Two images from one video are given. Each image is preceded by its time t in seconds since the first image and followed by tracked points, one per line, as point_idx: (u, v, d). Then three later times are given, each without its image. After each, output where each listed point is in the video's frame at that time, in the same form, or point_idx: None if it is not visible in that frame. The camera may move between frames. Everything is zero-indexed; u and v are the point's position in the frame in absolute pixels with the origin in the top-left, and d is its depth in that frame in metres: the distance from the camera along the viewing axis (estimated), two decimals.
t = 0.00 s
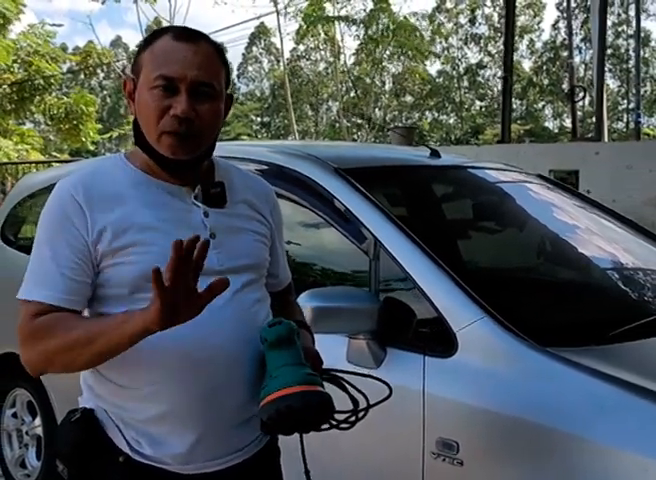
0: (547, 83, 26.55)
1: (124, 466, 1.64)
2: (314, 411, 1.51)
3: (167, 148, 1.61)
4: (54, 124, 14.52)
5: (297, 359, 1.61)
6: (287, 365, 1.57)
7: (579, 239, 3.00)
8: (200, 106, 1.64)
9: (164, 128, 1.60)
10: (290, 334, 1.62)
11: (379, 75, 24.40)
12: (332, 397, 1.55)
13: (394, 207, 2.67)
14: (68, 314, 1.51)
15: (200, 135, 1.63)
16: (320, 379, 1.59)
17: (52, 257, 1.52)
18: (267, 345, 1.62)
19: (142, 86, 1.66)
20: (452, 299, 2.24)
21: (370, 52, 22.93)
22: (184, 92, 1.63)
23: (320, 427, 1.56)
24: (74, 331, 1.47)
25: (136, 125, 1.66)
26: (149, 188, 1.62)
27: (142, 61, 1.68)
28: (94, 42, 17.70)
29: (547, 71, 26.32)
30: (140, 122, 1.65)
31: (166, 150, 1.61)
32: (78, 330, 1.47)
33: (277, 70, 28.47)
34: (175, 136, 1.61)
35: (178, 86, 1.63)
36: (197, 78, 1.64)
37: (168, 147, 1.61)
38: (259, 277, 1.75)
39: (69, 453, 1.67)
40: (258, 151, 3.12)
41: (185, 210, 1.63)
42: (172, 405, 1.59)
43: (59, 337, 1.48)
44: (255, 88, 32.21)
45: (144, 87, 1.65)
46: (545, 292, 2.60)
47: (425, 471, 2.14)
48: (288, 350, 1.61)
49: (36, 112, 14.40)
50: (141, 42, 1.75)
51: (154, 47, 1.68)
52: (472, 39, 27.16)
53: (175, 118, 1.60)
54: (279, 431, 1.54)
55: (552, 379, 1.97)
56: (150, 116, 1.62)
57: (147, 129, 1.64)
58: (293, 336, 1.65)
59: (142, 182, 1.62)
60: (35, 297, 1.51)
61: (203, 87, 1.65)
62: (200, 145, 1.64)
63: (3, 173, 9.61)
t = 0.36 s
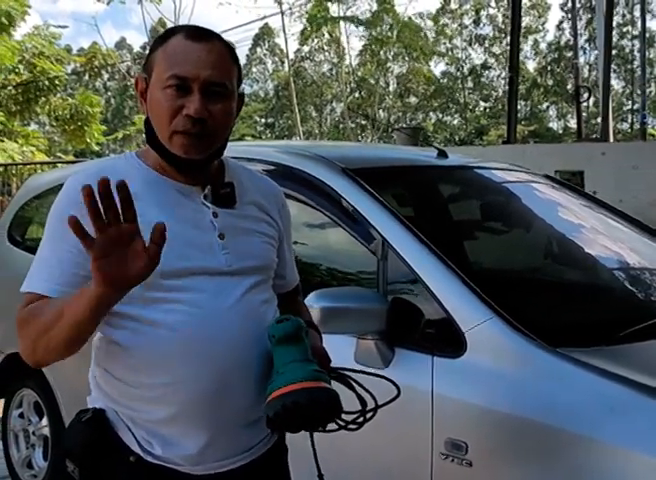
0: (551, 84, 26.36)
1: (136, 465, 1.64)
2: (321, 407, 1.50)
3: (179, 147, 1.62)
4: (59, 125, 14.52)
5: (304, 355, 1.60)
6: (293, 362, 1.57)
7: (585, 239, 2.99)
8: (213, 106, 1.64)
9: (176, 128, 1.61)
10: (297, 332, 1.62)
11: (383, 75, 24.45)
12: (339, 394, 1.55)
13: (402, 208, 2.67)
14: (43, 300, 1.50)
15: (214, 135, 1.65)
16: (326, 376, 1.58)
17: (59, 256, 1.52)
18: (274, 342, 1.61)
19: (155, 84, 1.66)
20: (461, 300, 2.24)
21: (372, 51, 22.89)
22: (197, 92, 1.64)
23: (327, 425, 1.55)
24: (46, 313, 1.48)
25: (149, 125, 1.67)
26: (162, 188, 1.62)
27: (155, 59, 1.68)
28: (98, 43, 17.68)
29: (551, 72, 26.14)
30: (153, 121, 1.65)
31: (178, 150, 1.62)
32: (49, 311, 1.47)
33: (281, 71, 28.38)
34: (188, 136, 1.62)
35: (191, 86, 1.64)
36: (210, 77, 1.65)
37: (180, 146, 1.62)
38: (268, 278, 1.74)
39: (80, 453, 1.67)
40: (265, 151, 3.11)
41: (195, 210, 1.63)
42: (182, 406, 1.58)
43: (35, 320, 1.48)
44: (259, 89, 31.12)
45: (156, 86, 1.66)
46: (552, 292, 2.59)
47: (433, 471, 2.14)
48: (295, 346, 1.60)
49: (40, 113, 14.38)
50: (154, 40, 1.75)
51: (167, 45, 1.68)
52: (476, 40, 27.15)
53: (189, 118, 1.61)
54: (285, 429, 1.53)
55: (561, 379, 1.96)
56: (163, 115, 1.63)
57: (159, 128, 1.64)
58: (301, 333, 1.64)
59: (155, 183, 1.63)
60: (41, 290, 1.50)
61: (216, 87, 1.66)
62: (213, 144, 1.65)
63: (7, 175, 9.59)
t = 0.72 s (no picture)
0: (563, 84, 26.12)
1: (146, 463, 1.65)
2: (330, 405, 1.50)
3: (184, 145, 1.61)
4: (71, 125, 14.58)
5: (316, 354, 1.60)
6: (305, 360, 1.57)
7: (597, 238, 2.98)
8: (214, 102, 1.63)
9: (180, 125, 1.60)
10: (309, 330, 1.61)
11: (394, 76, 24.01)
12: (349, 393, 1.54)
13: (415, 207, 2.67)
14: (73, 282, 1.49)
15: (217, 132, 1.63)
16: (337, 375, 1.58)
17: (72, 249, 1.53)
18: (285, 340, 1.61)
19: (157, 85, 1.66)
20: (474, 300, 2.24)
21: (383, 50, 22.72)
22: (197, 89, 1.63)
23: (337, 423, 1.55)
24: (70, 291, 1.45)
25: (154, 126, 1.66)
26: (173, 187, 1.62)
27: (155, 62, 1.68)
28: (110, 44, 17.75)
29: (563, 72, 25.91)
30: (157, 121, 1.65)
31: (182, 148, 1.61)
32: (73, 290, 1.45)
33: (292, 71, 28.31)
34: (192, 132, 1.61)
35: (191, 84, 1.63)
36: (210, 74, 1.64)
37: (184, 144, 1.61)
38: (280, 277, 1.74)
39: (91, 450, 1.67)
40: (278, 151, 3.12)
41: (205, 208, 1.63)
42: (194, 404, 1.59)
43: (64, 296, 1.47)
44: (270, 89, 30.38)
45: (158, 87, 1.65)
46: (565, 292, 2.58)
47: (446, 471, 2.14)
48: (306, 345, 1.59)
49: (53, 113, 14.45)
50: (154, 44, 1.75)
51: (166, 48, 1.67)
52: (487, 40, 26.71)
53: (191, 116, 1.60)
54: (294, 426, 1.53)
55: (577, 378, 1.95)
56: (166, 114, 1.63)
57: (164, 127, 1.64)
58: (312, 332, 1.64)
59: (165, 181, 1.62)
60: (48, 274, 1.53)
61: (217, 83, 1.65)
62: (217, 141, 1.64)
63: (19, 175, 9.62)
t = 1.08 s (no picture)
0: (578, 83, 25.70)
1: (158, 462, 1.65)
2: (345, 407, 1.50)
3: (203, 143, 1.62)
4: (86, 125, 14.65)
5: (329, 355, 1.60)
6: (319, 361, 1.57)
7: (612, 238, 2.97)
8: (234, 101, 1.63)
9: (199, 125, 1.61)
10: (323, 330, 1.61)
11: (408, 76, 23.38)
12: (363, 395, 1.54)
13: (430, 207, 2.67)
14: (105, 313, 1.53)
15: (236, 132, 1.63)
16: (351, 376, 1.58)
17: (89, 251, 1.54)
18: (299, 340, 1.61)
19: (176, 83, 1.66)
20: (489, 300, 2.23)
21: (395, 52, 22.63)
22: (217, 88, 1.63)
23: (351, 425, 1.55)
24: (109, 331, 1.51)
25: (173, 124, 1.67)
26: (190, 186, 1.63)
27: (176, 60, 1.68)
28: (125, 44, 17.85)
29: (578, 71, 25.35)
30: (176, 119, 1.65)
31: (202, 147, 1.62)
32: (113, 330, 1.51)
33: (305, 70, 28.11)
34: (211, 132, 1.61)
35: (211, 82, 1.63)
36: (229, 73, 1.64)
37: (204, 143, 1.62)
38: (295, 277, 1.74)
39: (105, 448, 1.68)
40: (292, 150, 3.12)
41: (220, 208, 1.63)
42: (208, 403, 1.59)
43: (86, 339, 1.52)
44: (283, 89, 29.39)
45: (178, 85, 1.65)
46: (579, 292, 2.57)
47: (460, 471, 2.14)
48: (320, 345, 1.60)
49: (68, 113, 14.53)
50: (174, 41, 1.74)
51: (186, 46, 1.67)
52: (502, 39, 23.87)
53: (210, 115, 1.61)
54: (308, 426, 1.53)
55: (591, 378, 1.94)
56: (185, 113, 1.63)
57: (183, 125, 1.64)
58: (326, 332, 1.63)
59: (182, 181, 1.63)
60: (82, 295, 1.53)
61: (235, 82, 1.64)
62: (236, 140, 1.64)
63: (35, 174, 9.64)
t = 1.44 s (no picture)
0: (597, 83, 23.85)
1: (176, 460, 1.65)
2: (357, 401, 1.47)
3: (224, 139, 1.61)
4: (104, 125, 14.72)
5: (342, 351, 1.57)
6: (332, 355, 1.54)
7: (631, 238, 2.95)
8: (253, 96, 1.63)
9: (220, 121, 1.61)
10: (335, 326, 1.59)
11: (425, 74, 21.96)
12: (374, 391, 1.51)
13: (447, 208, 2.66)
14: (117, 314, 1.55)
15: (256, 126, 1.63)
16: (362, 373, 1.54)
17: (108, 250, 1.55)
18: (313, 335, 1.59)
19: (195, 81, 1.66)
20: (506, 300, 2.23)
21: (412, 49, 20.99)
22: (236, 83, 1.63)
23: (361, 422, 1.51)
24: (115, 339, 1.52)
25: (193, 121, 1.67)
26: (210, 184, 1.63)
27: (193, 58, 1.68)
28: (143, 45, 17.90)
29: (597, 71, 23.46)
30: (196, 117, 1.65)
31: (223, 142, 1.62)
32: (119, 338, 1.52)
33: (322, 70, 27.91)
34: (232, 127, 1.61)
35: (230, 78, 1.63)
36: (248, 69, 1.63)
37: (225, 138, 1.61)
38: (313, 276, 1.74)
39: (123, 446, 1.67)
40: (309, 151, 3.11)
41: (239, 205, 1.63)
42: (225, 402, 1.59)
43: (99, 340, 1.54)
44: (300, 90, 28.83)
45: (197, 83, 1.65)
46: (597, 293, 2.55)
47: (478, 473, 2.14)
48: (334, 341, 1.57)
49: (86, 113, 14.61)
50: (191, 41, 1.74)
51: (204, 44, 1.67)
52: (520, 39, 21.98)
53: (230, 110, 1.60)
54: (319, 422, 1.49)
55: (610, 380, 1.93)
56: (204, 110, 1.63)
57: (202, 122, 1.64)
58: (339, 329, 1.61)
59: (202, 179, 1.64)
60: (94, 292, 1.54)
61: (254, 77, 1.64)
62: (256, 135, 1.63)
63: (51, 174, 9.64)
